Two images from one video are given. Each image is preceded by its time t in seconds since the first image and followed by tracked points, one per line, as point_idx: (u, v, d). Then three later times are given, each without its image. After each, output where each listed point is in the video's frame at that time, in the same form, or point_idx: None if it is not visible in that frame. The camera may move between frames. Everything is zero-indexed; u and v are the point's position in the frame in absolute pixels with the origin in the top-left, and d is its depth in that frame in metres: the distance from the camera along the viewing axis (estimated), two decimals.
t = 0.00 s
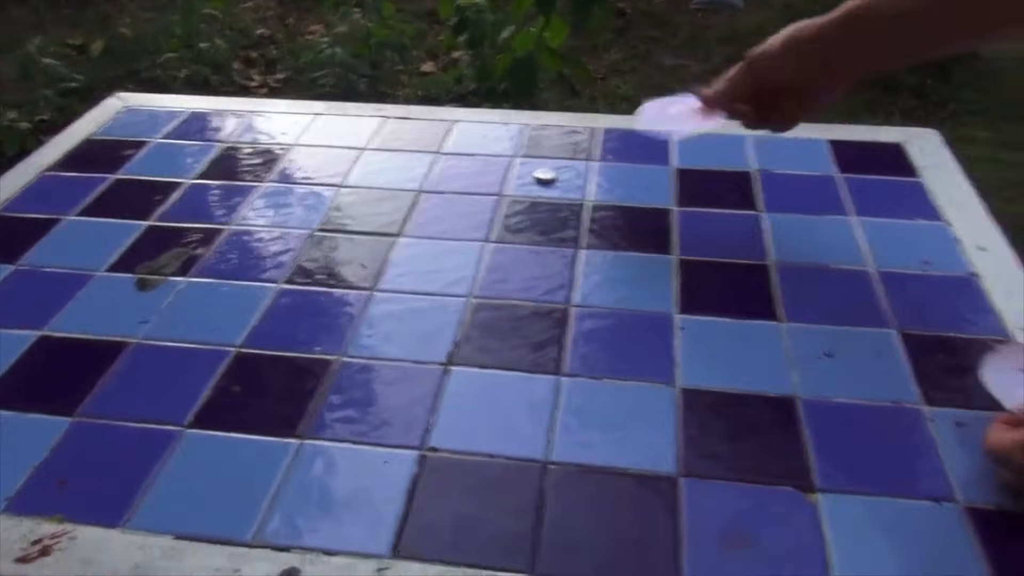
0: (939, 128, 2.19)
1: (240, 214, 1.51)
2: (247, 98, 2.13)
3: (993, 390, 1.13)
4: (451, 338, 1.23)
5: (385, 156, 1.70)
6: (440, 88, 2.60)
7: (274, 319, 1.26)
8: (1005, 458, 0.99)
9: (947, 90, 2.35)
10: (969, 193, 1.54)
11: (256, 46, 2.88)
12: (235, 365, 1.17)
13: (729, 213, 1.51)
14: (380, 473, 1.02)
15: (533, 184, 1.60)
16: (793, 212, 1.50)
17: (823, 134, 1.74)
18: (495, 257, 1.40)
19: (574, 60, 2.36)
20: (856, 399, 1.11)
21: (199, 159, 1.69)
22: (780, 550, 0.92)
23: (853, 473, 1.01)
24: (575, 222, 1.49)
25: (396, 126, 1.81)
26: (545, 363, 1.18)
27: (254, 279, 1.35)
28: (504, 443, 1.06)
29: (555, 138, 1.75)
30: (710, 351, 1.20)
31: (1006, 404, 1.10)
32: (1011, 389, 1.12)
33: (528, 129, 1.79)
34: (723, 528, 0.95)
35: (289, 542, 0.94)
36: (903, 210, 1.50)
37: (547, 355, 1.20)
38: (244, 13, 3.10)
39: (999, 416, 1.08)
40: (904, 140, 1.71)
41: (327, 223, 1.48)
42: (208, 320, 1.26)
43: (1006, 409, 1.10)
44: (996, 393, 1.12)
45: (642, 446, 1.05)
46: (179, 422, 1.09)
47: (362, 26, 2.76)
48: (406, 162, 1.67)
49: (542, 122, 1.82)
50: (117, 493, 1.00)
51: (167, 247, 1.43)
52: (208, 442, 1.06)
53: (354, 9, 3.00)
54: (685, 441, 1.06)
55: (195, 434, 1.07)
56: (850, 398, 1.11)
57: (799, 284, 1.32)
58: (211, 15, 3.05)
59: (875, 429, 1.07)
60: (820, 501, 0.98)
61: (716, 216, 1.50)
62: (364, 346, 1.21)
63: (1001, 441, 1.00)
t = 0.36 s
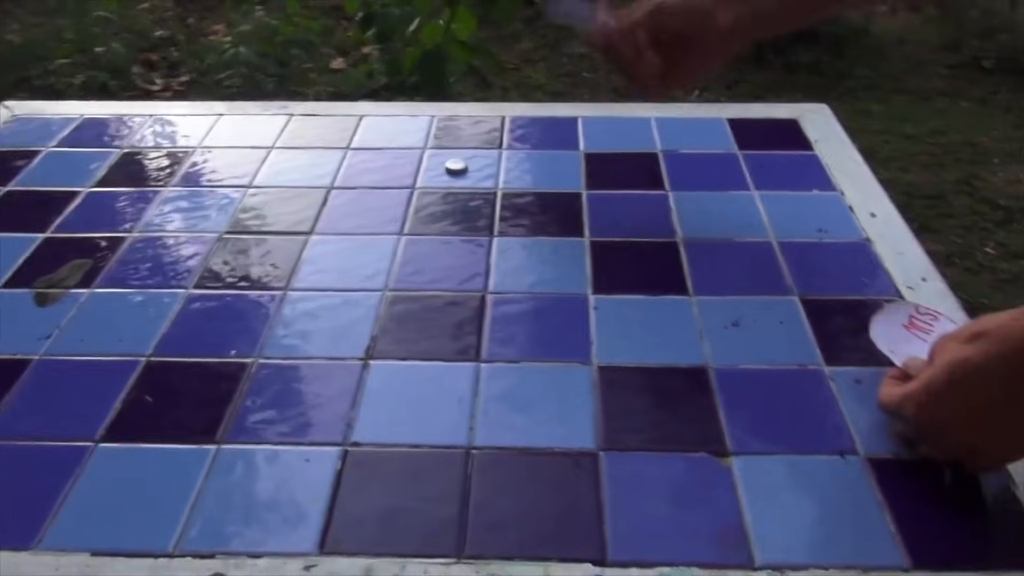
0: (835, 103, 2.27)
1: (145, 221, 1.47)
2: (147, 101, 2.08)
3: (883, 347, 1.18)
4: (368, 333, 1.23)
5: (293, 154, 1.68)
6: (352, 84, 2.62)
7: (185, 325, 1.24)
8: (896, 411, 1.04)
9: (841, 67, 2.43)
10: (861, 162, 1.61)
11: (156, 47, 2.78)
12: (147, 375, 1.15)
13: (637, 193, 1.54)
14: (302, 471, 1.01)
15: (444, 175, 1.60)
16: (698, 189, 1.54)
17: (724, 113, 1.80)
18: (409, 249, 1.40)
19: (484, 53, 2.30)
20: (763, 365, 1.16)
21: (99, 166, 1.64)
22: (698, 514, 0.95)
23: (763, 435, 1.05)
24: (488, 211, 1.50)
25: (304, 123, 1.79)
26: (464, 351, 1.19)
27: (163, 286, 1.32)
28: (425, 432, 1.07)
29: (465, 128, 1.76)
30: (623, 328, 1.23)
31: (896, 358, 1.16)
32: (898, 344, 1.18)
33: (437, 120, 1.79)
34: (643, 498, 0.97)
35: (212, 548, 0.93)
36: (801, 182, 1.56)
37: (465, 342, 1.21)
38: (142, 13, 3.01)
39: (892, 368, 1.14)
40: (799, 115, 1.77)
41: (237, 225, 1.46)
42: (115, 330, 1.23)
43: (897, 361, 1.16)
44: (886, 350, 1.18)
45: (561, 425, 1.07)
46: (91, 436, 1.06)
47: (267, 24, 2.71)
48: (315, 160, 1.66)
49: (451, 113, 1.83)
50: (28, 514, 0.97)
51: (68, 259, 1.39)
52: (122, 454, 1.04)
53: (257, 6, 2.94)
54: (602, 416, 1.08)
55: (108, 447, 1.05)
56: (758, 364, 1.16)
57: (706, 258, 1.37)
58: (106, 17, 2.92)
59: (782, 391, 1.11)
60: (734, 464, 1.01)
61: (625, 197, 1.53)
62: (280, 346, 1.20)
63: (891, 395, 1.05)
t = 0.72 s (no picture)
0: (811, 94, 2.28)
1: (118, 219, 1.46)
2: (120, 99, 2.06)
3: (851, 335, 1.18)
4: (346, 327, 1.22)
5: (269, 150, 1.67)
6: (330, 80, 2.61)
7: (160, 323, 1.23)
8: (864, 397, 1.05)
9: (818, 58, 2.44)
10: (835, 150, 1.62)
11: (129, 45, 2.75)
12: (122, 373, 1.14)
13: (614, 184, 1.54)
14: (281, 467, 1.01)
15: (421, 169, 1.60)
16: (674, 180, 1.55)
17: (700, 103, 1.80)
18: (387, 243, 1.40)
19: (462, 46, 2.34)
20: (740, 353, 1.16)
21: (72, 164, 1.63)
22: (677, 503, 0.96)
23: (740, 423, 1.06)
24: (465, 204, 1.49)
25: (279, 118, 1.78)
26: (443, 344, 1.19)
27: (137, 284, 1.31)
28: (404, 426, 1.07)
29: (442, 122, 1.75)
30: (601, 319, 1.23)
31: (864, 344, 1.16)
32: (865, 329, 1.19)
33: (413, 114, 1.79)
34: (622, 487, 0.98)
35: (190, 546, 0.92)
36: (777, 171, 1.56)
37: (443, 336, 1.21)
38: (115, 10, 2.97)
39: (863, 354, 1.14)
40: (774, 105, 1.78)
41: (212, 221, 1.45)
42: (90, 329, 1.22)
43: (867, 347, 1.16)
44: (854, 338, 1.18)
45: (539, 416, 1.07)
46: (65, 437, 1.05)
47: (242, 20, 2.69)
48: (291, 155, 1.65)
49: (428, 106, 1.82)
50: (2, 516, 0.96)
51: (40, 258, 1.37)
52: (97, 454, 1.03)
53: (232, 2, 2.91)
54: (581, 407, 1.08)
55: (83, 447, 1.04)
56: (735, 353, 1.16)
57: (683, 248, 1.37)
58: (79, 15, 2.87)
59: (759, 379, 1.12)
60: (712, 452, 1.02)
61: (602, 189, 1.53)
62: (257, 342, 1.19)
63: (859, 382, 1.06)
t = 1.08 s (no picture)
0: (815, 84, 2.27)
1: (119, 215, 1.46)
2: (120, 94, 2.05)
3: (852, 332, 1.17)
4: (347, 323, 1.22)
5: (270, 144, 1.66)
6: (332, 75, 2.57)
7: (161, 319, 1.23)
8: (869, 393, 1.05)
9: (822, 48, 2.42)
10: (838, 140, 1.61)
11: (130, 40, 2.74)
12: (124, 370, 1.14)
13: (616, 176, 1.54)
14: (282, 463, 1.01)
15: (421, 163, 1.59)
16: (676, 171, 1.54)
17: (702, 94, 1.79)
18: (387, 238, 1.39)
19: (463, 38, 2.32)
20: (743, 346, 1.16)
21: (72, 160, 1.62)
22: (680, 497, 0.95)
23: (743, 416, 1.05)
24: (466, 197, 1.49)
25: (279, 113, 1.77)
26: (444, 339, 1.19)
27: (138, 280, 1.30)
28: (405, 421, 1.06)
29: (442, 115, 1.75)
30: (602, 312, 1.22)
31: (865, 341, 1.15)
32: (865, 325, 1.18)
33: (414, 107, 1.78)
34: (625, 482, 0.97)
35: (192, 542, 0.92)
36: (779, 162, 1.56)
37: (444, 330, 1.20)
38: (116, 6, 2.95)
39: (865, 349, 1.13)
40: (776, 95, 1.77)
41: (213, 217, 1.45)
42: (91, 326, 1.22)
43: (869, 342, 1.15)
44: (855, 334, 1.17)
45: (541, 411, 1.07)
46: (67, 434, 1.05)
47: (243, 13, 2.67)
48: (292, 149, 1.65)
49: (428, 100, 1.81)
50: (4, 513, 0.96)
51: (41, 255, 1.37)
52: (99, 451, 1.03)
53: None
54: (583, 401, 1.08)
55: (85, 444, 1.04)
56: (737, 345, 1.16)
57: (685, 240, 1.36)
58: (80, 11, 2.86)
59: (761, 372, 1.12)
60: (715, 445, 1.01)
61: (604, 181, 1.52)
62: (257, 337, 1.19)
63: (863, 379, 1.05)
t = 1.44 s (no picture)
0: (836, 80, 2.25)
1: (139, 211, 1.46)
2: (140, 90, 2.07)
3: (872, 335, 1.15)
4: (364, 319, 1.22)
5: (288, 140, 1.67)
6: (348, 70, 2.57)
7: (180, 315, 1.23)
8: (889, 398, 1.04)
9: (843, 42, 2.40)
10: (859, 137, 1.59)
11: (150, 36, 2.76)
12: (143, 365, 1.15)
13: (634, 174, 1.53)
14: (300, 459, 1.01)
15: (438, 160, 1.59)
16: (694, 169, 1.53)
17: (721, 90, 1.78)
18: (404, 234, 1.40)
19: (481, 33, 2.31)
20: (762, 345, 1.15)
21: (92, 156, 1.64)
22: (697, 497, 0.95)
23: (762, 416, 1.05)
24: (483, 194, 1.49)
25: (297, 109, 1.78)
26: (460, 336, 1.19)
27: (158, 276, 1.31)
28: (422, 418, 1.06)
29: (459, 112, 1.75)
30: (619, 310, 1.22)
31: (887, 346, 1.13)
32: (886, 329, 1.16)
33: (431, 104, 1.78)
34: (642, 481, 0.97)
35: (210, 537, 0.92)
36: (799, 159, 1.54)
37: (461, 327, 1.20)
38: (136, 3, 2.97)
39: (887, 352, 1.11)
40: (796, 91, 1.76)
41: (231, 213, 1.45)
42: (110, 321, 1.23)
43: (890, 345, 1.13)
44: (875, 338, 1.15)
45: (557, 409, 1.07)
46: (87, 428, 1.06)
47: (262, 9, 2.67)
48: (310, 145, 1.65)
49: (445, 96, 1.81)
50: (26, 507, 0.97)
51: (62, 250, 1.38)
52: (118, 445, 1.04)
53: None
54: (599, 399, 1.08)
55: (105, 438, 1.05)
56: (756, 344, 1.15)
57: (703, 238, 1.36)
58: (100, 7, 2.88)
59: (781, 371, 1.11)
60: (733, 445, 1.01)
61: (621, 178, 1.52)
62: (275, 333, 1.20)
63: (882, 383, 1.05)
